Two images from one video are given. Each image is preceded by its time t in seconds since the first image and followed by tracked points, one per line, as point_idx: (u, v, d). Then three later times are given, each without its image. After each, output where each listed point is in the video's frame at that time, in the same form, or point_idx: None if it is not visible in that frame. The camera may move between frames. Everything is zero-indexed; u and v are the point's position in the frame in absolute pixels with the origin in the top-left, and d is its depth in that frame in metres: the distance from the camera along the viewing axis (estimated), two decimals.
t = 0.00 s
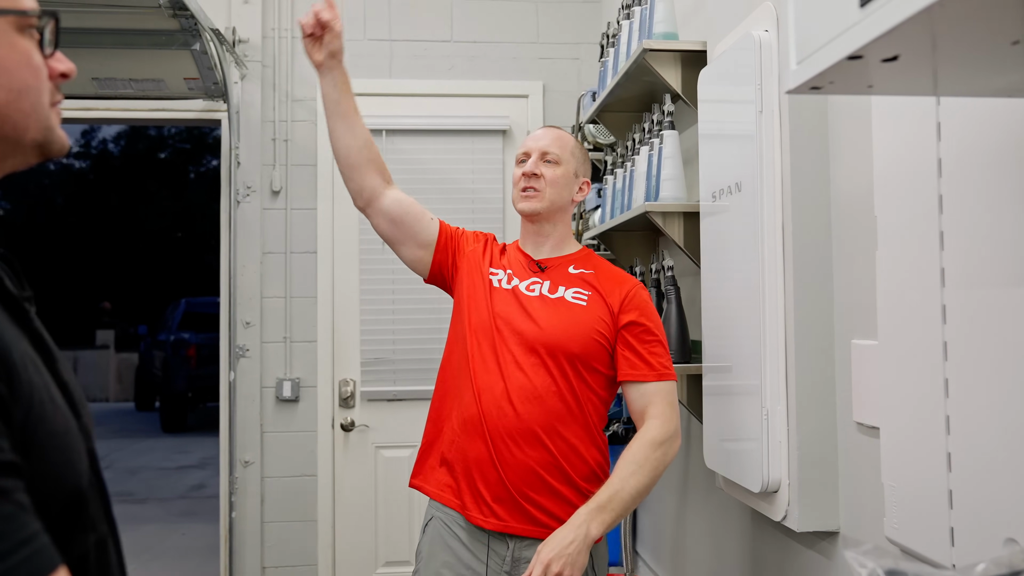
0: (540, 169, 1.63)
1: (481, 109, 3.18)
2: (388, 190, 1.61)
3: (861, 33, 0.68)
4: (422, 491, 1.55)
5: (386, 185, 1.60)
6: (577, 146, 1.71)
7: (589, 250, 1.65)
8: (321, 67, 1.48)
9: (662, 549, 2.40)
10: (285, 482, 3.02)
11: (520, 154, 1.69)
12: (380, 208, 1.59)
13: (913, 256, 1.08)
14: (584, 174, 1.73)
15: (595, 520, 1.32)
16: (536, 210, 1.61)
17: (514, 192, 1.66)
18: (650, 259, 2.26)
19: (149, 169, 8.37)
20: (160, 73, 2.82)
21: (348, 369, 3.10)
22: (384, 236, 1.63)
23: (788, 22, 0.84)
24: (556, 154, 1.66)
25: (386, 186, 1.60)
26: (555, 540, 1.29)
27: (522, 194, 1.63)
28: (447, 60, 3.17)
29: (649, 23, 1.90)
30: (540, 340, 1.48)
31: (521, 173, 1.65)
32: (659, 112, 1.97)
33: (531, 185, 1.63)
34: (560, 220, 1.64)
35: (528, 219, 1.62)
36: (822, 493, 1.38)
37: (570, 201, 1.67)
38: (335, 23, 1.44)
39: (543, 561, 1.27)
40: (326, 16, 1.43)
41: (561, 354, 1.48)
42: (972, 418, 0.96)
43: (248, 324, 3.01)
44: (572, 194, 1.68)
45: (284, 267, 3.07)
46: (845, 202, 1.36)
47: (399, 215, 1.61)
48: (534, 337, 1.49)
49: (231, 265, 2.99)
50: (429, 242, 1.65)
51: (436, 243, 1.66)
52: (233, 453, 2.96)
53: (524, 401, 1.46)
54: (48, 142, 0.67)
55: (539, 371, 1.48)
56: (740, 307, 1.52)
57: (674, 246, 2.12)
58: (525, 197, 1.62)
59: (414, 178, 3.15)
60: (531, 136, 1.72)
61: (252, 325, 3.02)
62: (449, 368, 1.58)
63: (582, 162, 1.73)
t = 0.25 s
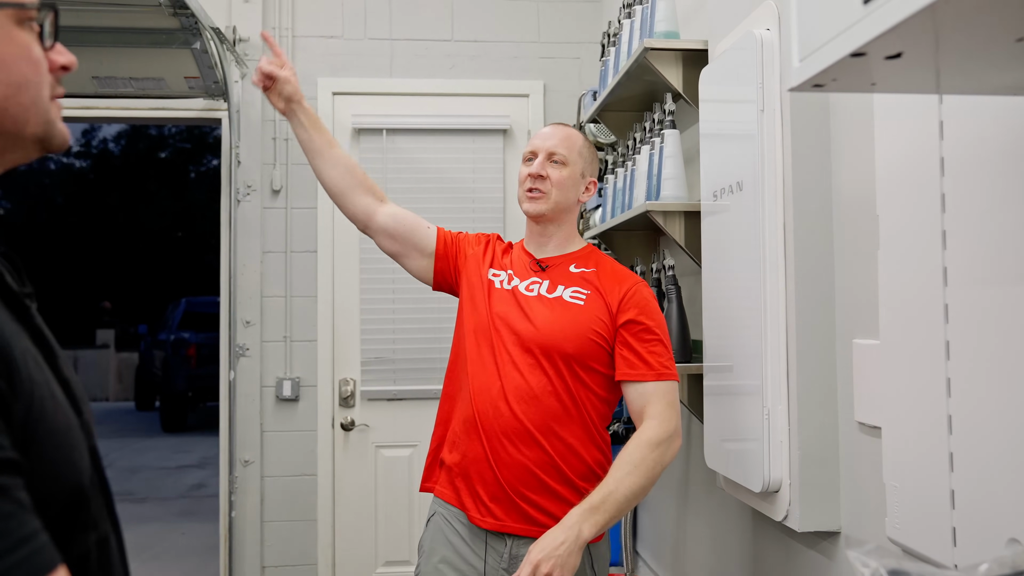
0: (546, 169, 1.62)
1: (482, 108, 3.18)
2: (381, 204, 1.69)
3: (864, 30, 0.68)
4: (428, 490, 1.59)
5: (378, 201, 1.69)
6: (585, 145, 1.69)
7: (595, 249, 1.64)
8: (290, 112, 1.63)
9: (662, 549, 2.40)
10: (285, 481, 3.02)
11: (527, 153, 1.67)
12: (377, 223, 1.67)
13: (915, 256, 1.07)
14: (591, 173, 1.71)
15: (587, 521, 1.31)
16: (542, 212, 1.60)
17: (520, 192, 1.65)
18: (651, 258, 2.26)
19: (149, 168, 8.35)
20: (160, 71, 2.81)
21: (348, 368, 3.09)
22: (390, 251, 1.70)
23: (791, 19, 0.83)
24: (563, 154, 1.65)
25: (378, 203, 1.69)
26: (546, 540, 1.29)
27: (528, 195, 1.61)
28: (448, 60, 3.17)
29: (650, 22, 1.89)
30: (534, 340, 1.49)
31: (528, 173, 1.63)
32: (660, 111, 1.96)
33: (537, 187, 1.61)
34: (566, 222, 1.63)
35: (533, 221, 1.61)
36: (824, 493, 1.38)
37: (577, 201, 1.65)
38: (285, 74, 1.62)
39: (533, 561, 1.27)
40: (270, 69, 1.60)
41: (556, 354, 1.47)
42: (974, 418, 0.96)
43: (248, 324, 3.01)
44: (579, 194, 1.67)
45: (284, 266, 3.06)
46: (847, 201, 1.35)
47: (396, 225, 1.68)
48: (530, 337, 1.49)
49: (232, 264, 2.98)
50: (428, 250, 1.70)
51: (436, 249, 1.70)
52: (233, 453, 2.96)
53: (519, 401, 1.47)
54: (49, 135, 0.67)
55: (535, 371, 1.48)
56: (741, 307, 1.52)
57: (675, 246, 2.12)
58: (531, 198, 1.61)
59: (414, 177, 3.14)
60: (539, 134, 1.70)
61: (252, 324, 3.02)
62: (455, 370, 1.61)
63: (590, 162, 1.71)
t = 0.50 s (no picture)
0: (553, 170, 1.62)
1: (482, 106, 3.17)
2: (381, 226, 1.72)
3: (868, 27, 0.68)
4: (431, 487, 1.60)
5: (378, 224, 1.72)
6: (592, 145, 1.68)
7: (601, 248, 1.63)
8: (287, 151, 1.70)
9: (662, 548, 2.40)
10: (284, 480, 3.02)
11: (534, 153, 1.66)
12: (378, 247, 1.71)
13: (917, 255, 1.07)
14: (597, 172, 1.71)
15: (578, 527, 1.31)
16: (549, 214, 1.59)
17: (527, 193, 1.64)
18: (652, 257, 2.25)
19: (148, 166, 8.38)
20: (161, 69, 2.81)
21: (348, 367, 3.09)
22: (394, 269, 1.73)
23: (795, 16, 0.83)
24: (570, 154, 1.64)
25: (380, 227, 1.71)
26: (537, 545, 1.30)
27: (535, 195, 1.61)
28: (449, 58, 3.16)
29: (652, 20, 1.89)
30: (532, 340, 1.49)
31: (535, 173, 1.63)
32: (661, 110, 1.96)
33: (544, 188, 1.61)
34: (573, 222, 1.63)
35: (540, 222, 1.61)
36: (825, 493, 1.38)
37: (583, 201, 1.65)
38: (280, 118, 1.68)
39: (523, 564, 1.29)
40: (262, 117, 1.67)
41: (555, 353, 1.47)
42: (977, 417, 0.96)
43: (247, 322, 3.00)
44: (585, 194, 1.66)
45: (284, 264, 3.06)
46: (849, 200, 1.35)
47: (397, 246, 1.71)
48: (528, 336, 1.49)
49: (232, 262, 2.98)
50: (430, 259, 1.71)
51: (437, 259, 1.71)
52: (232, 451, 2.95)
53: (517, 400, 1.47)
54: (49, 124, 0.67)
55: (533, 371, 1.48)
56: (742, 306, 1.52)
57: (676, 245, 2.11)
58: (538, 199, 1.60)
59: (414, 176, 3.14)
60: (545, 132, 1.69)
61: (252, 322, 3.01)
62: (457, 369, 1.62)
63: (596, 161, 1.70)
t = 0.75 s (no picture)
0: (554, 168, 1.61)
1: (483, 104, 3.17)
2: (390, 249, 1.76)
3: (871, 25, 0.67)
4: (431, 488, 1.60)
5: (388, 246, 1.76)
6: (593, 142, 1.68)
7: (602, 244, 1.63)
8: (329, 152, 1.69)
9: (662, 547, 2.39)
10: (284, 478, 3.02)
11: (535, 151, 1.66)
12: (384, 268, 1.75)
13: (918, 254, 1.07)
14: (599, 170, 1.70)
15: (578, 529, 1.32)
16: (550, 212, 1.59)
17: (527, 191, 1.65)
18: (652, 256, 2.25)
19: (148, 164, 8.38)
20: (161, 67, 2.80)
21: (348, 365, 3.09)
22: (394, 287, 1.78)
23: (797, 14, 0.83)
24: (571, 152, 1.64)
25: (388, 250, 1.76)
26: (537, 548, 1.31)
27: (536, 194, 1.61)
28: (449, 56, 3.16)
29: (652, 19, 1.88)
30: (532, 340, 1.49)
31: (535, 172, 1.63)
32: (662, 109, 1.96)
33: (544, 186, 1.61)
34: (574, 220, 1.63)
35: (541, 220, 1.61)
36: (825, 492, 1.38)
37: (584, 199, 1.65)
38: (334, 118, 1.67)
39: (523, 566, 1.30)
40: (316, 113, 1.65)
41: (554, 353, 1.47)
42: (978, 416, 0.96)
43: (247, 320, 3.00)
44: (586, 191, 1.66)
45: (284, 262, 3.06)
46: (850, 199, 1.35)
47: (402, 268, 1.75)
48: (527, 335, 1.49)
49: (232, 260, 2.98)
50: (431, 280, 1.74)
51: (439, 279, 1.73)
52: (232, 449, 2.95)
53: (517, 400, 1.47)
54: (51, 124, 0.66)
55: (532, 371, 1.48)
56: (743, 305, 1.52)
57: (676, 243, 2.11)
58: (539, 197, 1.60)
59: (414, 174, 3.14)
60: (546, 130, 1.69)
61: (251, 320, 3.01)
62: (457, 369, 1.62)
63: (597, 158, 1.70)
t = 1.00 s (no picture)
0: (553, 168, 1.61)
1: (483, 103, 3.17)
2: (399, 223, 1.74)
3: (872, 25, 0.67)
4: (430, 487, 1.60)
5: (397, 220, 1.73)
6: (591, 140, 1.68)
7: (601, 243, 1.63)
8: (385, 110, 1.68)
9: (661, 546, 2.40)
10: (283, 476, 3.02)
11: (533, 150, 1.66)
12: (387, 240, 1.72)
13: (919, 253, 1.07)
14: (597, 168, 1.71)
15: (580, 529, 1.32)
16: (550, 212, 1.59)
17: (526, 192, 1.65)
18: (652, 255, 2.25)
19: (148, 162, 8.40)
20: (161, 65, 2.80)
21: (348, 364, 3.09)
22: (388, 260, 1.74)
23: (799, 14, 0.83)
24: (569, 151, 1.64)
25: (394, 225, 1.73)
26: (540, 550, 1.32)
27: (535, 194, 1.61)
28: (450, 55, 3.16)
29: (653, 18, 1.88)
30: (532, 339, 1.49)
31: (534, 171, 1.63)
32: (663, 108, 1.96)
33: (543, 186, 1.61)
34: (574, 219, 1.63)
35: (541, 221, 1.61)
36: (825, 491, 1.38)
37: (582, 197, 1.65)
38: (411, 74, 1.67)
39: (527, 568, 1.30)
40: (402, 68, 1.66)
41: (554, 352, 1.47)
42: (977, 416, 0.96)
43: (247, 318, 3.00)
44: (585, 190, 1.66)
45: (284, 260, 3.06)
46: (850, 199, 1.35)
47: (405, 246, 1.73)
48: (528, 334, 1.49)
49: (232, 258, 2.98)
50: (431, 266, 1.73)
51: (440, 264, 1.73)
52: (232, 447, 2.96)
53: (517, 399, 1.47)
54: (54, 138, 0.66)
55: (533, 369, 1.48)
56: (743, 304, 1.52)
57: (676, 242, 2.11)
58: (538, 197, 1.60)
59: (415, 173, 3.14)
60: (543, 129, 1.69)
61: (252, 318, 3.01)
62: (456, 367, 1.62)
63: (595, 157, 1.70)
